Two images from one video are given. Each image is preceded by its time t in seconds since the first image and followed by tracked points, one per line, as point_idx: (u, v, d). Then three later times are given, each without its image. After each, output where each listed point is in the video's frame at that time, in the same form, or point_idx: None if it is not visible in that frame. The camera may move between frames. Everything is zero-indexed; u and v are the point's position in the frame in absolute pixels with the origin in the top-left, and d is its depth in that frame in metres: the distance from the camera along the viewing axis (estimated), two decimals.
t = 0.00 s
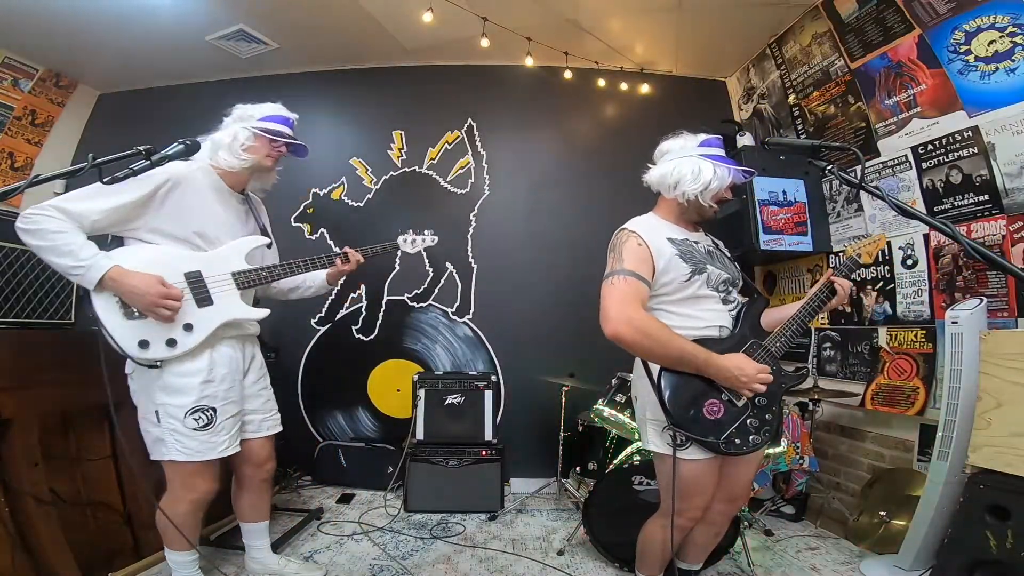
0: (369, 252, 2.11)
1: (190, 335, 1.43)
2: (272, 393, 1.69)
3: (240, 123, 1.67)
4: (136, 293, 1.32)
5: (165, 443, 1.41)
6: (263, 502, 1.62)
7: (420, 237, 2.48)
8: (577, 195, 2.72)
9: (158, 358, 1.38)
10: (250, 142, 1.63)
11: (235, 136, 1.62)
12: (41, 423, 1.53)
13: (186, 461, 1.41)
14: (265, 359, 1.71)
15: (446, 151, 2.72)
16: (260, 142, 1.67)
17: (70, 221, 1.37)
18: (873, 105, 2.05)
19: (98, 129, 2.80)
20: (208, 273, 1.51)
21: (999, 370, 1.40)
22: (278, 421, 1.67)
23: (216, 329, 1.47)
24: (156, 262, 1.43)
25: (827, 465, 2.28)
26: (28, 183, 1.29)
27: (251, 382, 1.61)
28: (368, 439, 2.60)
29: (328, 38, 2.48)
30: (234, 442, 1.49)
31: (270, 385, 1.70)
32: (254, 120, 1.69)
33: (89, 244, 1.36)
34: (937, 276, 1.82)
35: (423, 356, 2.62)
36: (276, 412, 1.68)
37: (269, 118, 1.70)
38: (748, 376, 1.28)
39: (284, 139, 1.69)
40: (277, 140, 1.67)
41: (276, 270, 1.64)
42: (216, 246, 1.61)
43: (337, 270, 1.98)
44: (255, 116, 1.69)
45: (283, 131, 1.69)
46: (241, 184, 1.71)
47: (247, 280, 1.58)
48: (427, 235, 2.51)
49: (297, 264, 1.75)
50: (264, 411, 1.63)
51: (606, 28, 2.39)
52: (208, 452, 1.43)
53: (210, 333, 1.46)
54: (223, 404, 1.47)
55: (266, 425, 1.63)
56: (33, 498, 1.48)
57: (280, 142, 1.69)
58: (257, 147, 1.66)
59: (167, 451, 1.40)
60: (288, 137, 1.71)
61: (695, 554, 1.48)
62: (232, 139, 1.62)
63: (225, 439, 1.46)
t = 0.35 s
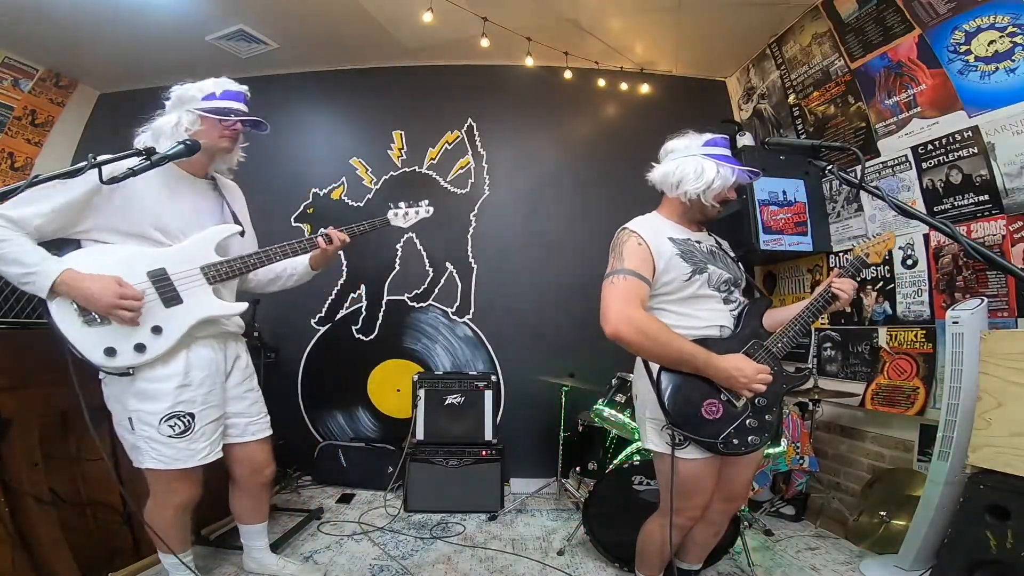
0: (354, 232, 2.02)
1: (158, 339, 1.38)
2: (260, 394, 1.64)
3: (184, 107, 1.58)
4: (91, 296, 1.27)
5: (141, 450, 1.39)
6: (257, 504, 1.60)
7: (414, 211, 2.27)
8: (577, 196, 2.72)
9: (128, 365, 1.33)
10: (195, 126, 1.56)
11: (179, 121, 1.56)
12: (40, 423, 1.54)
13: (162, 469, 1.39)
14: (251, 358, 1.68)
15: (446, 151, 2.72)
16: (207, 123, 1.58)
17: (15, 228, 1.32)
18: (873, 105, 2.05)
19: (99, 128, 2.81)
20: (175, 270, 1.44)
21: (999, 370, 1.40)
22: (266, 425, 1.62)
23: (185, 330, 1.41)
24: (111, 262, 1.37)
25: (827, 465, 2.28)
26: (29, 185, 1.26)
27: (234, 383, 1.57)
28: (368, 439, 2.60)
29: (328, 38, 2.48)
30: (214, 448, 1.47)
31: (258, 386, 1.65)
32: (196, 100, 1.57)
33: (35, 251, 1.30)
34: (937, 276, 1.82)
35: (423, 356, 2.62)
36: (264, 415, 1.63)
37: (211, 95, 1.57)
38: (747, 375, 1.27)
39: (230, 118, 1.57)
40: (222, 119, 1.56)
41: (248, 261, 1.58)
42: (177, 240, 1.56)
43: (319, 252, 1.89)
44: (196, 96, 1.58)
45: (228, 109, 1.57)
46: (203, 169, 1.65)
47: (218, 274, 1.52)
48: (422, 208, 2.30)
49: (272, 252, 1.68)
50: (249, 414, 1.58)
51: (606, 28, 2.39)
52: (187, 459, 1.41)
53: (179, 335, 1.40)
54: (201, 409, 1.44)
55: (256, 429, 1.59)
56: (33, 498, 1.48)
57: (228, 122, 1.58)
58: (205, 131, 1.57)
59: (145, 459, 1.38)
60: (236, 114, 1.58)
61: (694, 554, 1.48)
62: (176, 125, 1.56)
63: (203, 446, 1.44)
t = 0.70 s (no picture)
0: (353, 225, 2.02)
1: (152, 341, 1.37)
2: (258, 394, 1.64)
3: (176, 103, 1.57)
4: (84, 301, 1.26)
5: (139, 454, 1.39)
6: (265, 506, 1.58)
7: (416, 203, 2.27)
8: (577, 195, 2.72)
9: (122, 369, 1.33)
10: (188, 124, 1.56)
11: (171, 118, 1.55)
12: (40, 424, 1.53)
13: (161, 471, 1.39)
14: (247, 358, 1.67)
15: (446, 151, 2.72)
16: (201, 120, 1.58)
17: (8, 231, 1.32)
18: (873, 105, 2.05)
19: (98, 128, 2.81)
20: (167, 270, 1.44)
21: (999, 370, 1.40)
22: (266, 424, 1.61)
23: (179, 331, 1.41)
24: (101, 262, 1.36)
25: (827, 465, 2.28)
26: (29, 184, 1.25)
27: (231, 384, 1.57)
28: (368, 439, 2.60)
29: (328, 38, 2.48)
30: (212, 450, 1.48)
31: (257, 385, 1.65)
32: (191, 97, 1.57)
33: (27, 253, 1.30)
34: (937, 276, 1.82)
35: (423, 356, 2.62)
36: (264, 415, 1.63)
37: (206, 92, 1.57)
38: (747, 374, 1.28)
39: (225, 115, 1.57)
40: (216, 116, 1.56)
41: (243, 260, 1.58)
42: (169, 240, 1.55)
43: (317, 248, 1.89)
44: (190, 92, 1.57)
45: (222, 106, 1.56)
46: (195, 167, 1.64)
47: (212, 273, 1.52)
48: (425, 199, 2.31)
49: (269, 249, 1.69)
50: (248, 415, 1.58)
51: (606, 28, 2.39)
52: (185, 462, 1.41)
53: (173, 337, 1.40)
54: (198, 411, 1.45)
55: (256, 429, 1.58)
56: (33, 499, 1.48)
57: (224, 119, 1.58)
58: (200, 128, 1.57)
59: (142, 461, 1.38)
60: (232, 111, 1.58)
61: (692, 554, 1.47)
62: (169, 122, 1.55)
63: (201, 447, 1.44)
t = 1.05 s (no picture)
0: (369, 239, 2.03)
1: (157, 342, 1.37)
2: (267, 395, 1.61)
3: (212, 107, 1.55)
4: (87, 296, 1.27)
5: (144, 453, 1.39)
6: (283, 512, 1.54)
7: (433, 221, 2.33)
8: (577, 195, 2.72)
9: (124, 367, 1.33)
10: (220, 130, 1.54)
11: (204, 122, 1.53)
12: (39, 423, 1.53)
13: (165, 471, 1.39)
14: (258, 359, 1.66)
15: (446, 151, 2.72)
16: (233, 128, 1.56)
17: (30, 226, 1.35)
18: (873, 105, 2.05)
19: (98, 128, 2.81)
20: (180, 273, 1.45)
21: (999, 370, 1.40)
22: (274, 426, 1.59)
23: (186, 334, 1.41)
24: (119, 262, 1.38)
25: (827, 465, 2.27)
26: (27, 184, 1.27)
27: (239, 386, 1.55)
28: (368, 439, 2.60)
29: (328, 38, 2.48)
30: (218, 451, 1.46)
31: (265, 386, 1.62)
32: (227, 103, 1.55)
33: (43, 248, 1.33)
34: (937, 276, 1.82)
35: (423, 356, 2.62)
36: (273, 417, 1.60)
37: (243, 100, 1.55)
38: (747, 374, 1.28)
39: (257, 126, 1.56)
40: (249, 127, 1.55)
41: (257, 265, 1.60)
42: (184, 243, 1.54)
43: (334, 261, 1.90)
44: (227, 98, 1.56)
45: (256, 117, 1.56)
46: (219, 173, 1.64)
47: (224, 278, 1.53)
48: (443, 218, 2.36)
49: (284, 257, 1.70)
50: (256, 416, 1.55)
51: (606, 28, 2.39)
52: (189, 462, 1.40)
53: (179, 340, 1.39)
54: (205, 412, 1.44)
55: (264, 431, 1.56)
56: (33, 498, 1.48)
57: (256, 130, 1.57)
58: (231, 136, 1.56)
59: (147, 460, 1.38)
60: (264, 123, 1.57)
61: (693, 553, 1.47)
62: (201, 126, 1.53)
63: (206, 448, 1.43)
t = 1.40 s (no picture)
0: (407, 263, 1.99)
1: (189, 344, 1.39)
2: (294, 398, 1.61)
3: (274, 119, 1.57)
4: (136, 297, 1.30)
5: (164, 446, 1.39)
6: (296, 514, 1.52)
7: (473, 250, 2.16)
8: (577, 195, 2.72)
9: (155, 364, 1.36)
10: (276, 144, 1.53)
11: (263, 135, 1.53)
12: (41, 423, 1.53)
13: (181, 467, 1.38)
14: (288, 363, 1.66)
15: (446, 152, 2.72)
16: (290, 141, 1.56)
17: (92, 221, 1.37)
18: (873, 105, 2.05)
19: (98, 129, 2.81)
20: (222, 279, 1.48)
21: (999, 370, 1.40)
22: (298, 428, 1.58)
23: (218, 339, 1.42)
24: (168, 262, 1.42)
25: (827, 464, 2.27)
26: (27, 183, 1.29)
27: (264, 390, 1.55)
28: (368, 439, 2.60)
29: (328, 38, 2.48)
30: (237, 451, 1.45)
31: (293, 390, 1.62)
32: (287, 116, 1.57)
33: (105, 246, 1.36)
34: (937, 276, 1.82)
35: (423, 356, 2.62)
36: (298, 420, 1.59)
37: (302, 114, 1.56)
38: (746, 373, 1.28)
39: (311, 142, 1.55)
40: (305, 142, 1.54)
41: (289, 281, 1.60)
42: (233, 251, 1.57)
43: (368, 281, 1.89)
44: (289, 112, 1.58)
45: (312, 132, 1.55)
46: (273, 184, 1.64)
47: (260, 288, 1.54)
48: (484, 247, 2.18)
49: (316, 274, 1.70)
50: (282, 416, 1.55)
51: (606, 28, 2.39)
52: (205, 460, 1.39)
53: (212, 342, 1.41)
54: (227, 412, 1.43)
55: (288, 431, 1.55)
56: (33, 498, 1.48)
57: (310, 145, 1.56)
58: (285, 149, 1.55)
59: (166, 455, 1.39)
60: (320, 139, 1.57)
61: (694, 554, 1.48)
62: (261, 138, 1.53)
63: (224, 447, 1.42)
